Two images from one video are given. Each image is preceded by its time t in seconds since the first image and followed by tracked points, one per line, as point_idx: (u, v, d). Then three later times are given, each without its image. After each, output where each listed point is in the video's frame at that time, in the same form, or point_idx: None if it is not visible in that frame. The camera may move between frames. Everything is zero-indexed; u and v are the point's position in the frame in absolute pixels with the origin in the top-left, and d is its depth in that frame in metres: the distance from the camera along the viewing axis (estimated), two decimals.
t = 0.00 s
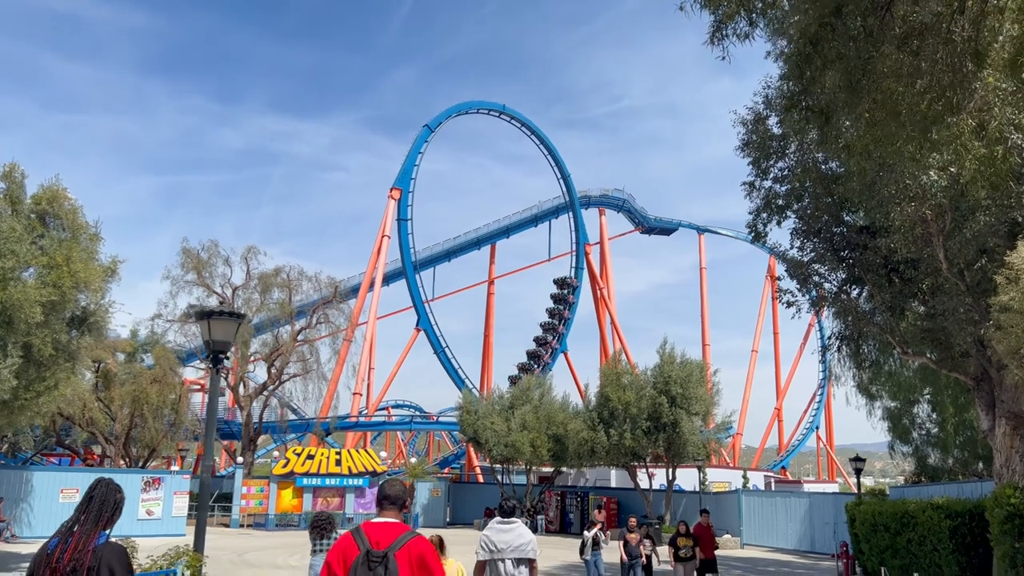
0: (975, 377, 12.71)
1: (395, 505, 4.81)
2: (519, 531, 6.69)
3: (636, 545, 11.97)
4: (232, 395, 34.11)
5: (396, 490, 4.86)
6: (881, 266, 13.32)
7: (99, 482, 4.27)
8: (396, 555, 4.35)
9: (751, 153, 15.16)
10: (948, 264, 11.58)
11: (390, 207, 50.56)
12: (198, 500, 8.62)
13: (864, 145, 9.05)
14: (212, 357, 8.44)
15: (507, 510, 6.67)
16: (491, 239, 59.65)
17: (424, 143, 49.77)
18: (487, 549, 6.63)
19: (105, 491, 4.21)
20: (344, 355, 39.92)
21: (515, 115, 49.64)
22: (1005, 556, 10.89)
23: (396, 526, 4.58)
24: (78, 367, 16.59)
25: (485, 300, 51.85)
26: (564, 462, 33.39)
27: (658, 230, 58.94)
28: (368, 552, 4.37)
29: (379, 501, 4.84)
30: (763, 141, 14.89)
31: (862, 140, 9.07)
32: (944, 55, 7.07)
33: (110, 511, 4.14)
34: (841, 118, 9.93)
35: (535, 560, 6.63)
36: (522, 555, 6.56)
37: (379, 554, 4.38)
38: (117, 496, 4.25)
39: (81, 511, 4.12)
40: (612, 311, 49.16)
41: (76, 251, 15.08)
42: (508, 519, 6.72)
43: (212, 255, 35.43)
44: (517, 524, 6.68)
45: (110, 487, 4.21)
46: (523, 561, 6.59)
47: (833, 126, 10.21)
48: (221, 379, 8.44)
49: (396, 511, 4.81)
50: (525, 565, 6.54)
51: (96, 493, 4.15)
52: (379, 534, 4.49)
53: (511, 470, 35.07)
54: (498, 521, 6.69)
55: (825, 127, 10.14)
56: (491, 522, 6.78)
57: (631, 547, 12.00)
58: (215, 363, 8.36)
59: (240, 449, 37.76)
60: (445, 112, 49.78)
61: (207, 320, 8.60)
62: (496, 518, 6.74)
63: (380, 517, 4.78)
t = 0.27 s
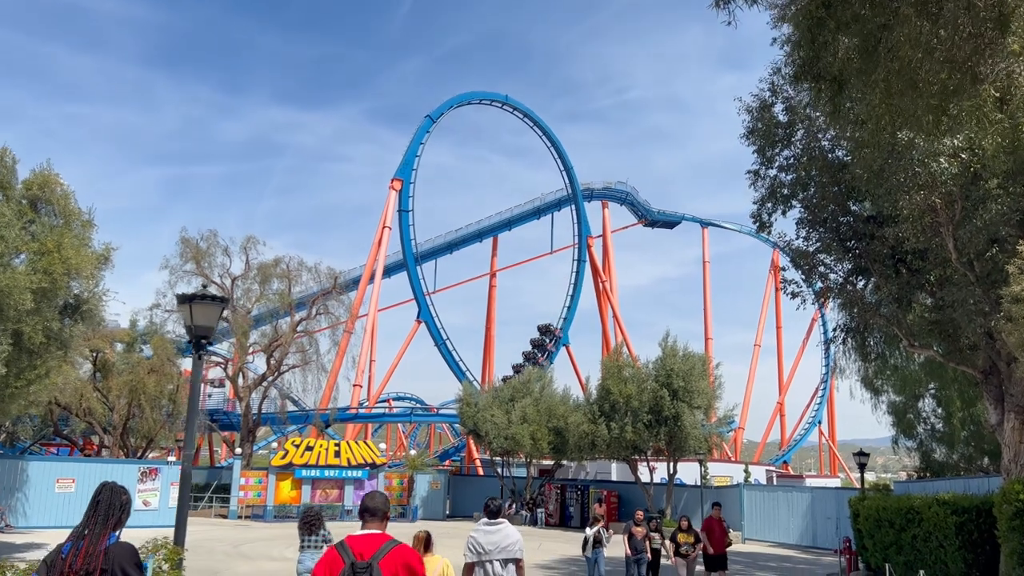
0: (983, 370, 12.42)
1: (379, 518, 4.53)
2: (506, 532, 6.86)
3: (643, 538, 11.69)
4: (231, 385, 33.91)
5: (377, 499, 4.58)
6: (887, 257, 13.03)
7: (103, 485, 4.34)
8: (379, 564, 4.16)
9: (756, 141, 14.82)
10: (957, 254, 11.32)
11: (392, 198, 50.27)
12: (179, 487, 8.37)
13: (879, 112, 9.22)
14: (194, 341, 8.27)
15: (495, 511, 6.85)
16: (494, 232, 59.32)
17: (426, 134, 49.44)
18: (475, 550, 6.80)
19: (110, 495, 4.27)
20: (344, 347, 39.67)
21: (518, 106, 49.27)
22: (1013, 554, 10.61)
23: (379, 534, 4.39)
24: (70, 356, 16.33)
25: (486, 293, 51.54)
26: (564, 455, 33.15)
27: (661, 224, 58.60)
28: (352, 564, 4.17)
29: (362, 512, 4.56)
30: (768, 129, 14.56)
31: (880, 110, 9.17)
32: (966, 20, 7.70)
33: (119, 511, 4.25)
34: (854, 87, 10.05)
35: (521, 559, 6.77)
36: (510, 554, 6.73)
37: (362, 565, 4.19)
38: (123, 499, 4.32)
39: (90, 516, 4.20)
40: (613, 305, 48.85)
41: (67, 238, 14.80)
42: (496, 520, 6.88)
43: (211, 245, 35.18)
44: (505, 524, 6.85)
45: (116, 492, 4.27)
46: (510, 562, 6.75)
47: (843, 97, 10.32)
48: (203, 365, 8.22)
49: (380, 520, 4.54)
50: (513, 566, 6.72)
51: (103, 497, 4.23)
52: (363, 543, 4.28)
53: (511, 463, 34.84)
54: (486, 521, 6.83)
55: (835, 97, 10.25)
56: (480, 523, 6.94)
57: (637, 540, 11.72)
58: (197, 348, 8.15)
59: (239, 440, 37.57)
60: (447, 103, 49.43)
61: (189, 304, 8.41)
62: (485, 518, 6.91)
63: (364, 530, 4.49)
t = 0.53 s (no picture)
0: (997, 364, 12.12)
1: (370, 486, 4.42)
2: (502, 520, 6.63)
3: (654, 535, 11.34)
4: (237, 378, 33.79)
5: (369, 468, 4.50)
6: (899, 247, 12.72)
7: (115, 467, 4.48)
8: (371, 530, 4.18)
9: (765, 129, 14.50)
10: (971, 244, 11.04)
11: (398, 191, 50.06)
12: (164, 476, 8.14)
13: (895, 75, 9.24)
14: (179, 328, 8.05)
15: (491, 499, 6.61)
16: (501, 225, 59.07)
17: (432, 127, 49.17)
18: (469, 535, 6.59)
19: (121, 476, 4.41)
20: (350, 340, 39.51)
21: (525, 99, 48.93)
22: None
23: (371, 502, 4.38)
24: (70, 347, 16.17)
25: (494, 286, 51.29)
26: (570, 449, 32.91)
27: (670, 217, 58.22)
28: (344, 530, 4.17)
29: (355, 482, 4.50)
30: (778, 117, 14.24)
31: (896, 72, 9.13)
32: None
33: (130, 490, 4.35)
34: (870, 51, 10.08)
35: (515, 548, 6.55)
36: (503, 543, 6.49)
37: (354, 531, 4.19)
38: (134, 479, 4.43)
39: (103, 495, 4.33)
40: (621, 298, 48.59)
41: (65, 227, 14.62)
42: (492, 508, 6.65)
43: (217, 238, 35.04)
44: (501, 512, 6.61)
45: (126, 472, 4.40)
46: (505, 549, 6.52)
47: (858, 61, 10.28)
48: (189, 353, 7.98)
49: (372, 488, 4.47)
50: (507, 555, 6.48)
51: (114, 478, 4.36)
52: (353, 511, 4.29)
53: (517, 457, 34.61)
54: (481, 508, 6.61)
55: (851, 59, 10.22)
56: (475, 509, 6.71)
57: (647, 536, 11.38)
58: (182, 334, 7.94)
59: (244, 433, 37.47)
60: (454, 95, 49.15)
61: (174, 287, 8.22)
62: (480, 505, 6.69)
63: (356, 498, 4.41)
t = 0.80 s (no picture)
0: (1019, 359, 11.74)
1: (383, 499, 4.32)
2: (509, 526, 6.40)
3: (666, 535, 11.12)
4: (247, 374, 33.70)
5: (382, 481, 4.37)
6: (919, 239, 12.37)
7: (143, 480, 4.84)
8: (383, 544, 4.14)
9: (779, 120, 14.18)
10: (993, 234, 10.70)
11: (409, 188, 49.90)
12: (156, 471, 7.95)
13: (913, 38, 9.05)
14: (169, 317, 7.92)
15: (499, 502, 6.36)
16: (513, 222, 58.86)
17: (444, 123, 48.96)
18: (475, 539, 6.34)
19: (149, 487, 4.76)
20: (360, 337, 39.38)
21: (537, 94, 48.63)
22: None
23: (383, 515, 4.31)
24: (75, 343, 16.04)
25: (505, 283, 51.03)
26: (582, 447, 32.62)
27: (683, 214, 57.84)
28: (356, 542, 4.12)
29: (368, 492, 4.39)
30: (793, 107, 13.91)
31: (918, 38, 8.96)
32: None
33: (157, 500, 4.72)
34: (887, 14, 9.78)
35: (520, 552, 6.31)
36: (508, 547, 6.24)
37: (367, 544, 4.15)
38: (161, 490, 4.79)
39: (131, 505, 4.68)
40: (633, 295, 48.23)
41: (69, 220, 14.47)
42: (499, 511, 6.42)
43: (227, 233, 34.96)
44: (507, 516, 6.37)
45: (153, 483, 4.75)
46: (509, 554, 6.27)
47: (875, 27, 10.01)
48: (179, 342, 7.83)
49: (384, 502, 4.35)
50: (510, 560, 6.23)
51: (141, 489, 4.72)
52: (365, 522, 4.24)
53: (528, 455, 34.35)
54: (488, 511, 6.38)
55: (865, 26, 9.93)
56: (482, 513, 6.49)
57: (660, 537, 11.16)
58: (172, 323, 7.80)
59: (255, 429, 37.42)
60: (466, 91, 48.93)
61: (164, 277, 8.01)
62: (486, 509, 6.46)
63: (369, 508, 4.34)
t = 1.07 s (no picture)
0: None
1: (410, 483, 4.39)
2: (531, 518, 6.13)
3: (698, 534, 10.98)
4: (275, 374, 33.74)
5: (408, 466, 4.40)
6: (958, 231, 11.94)
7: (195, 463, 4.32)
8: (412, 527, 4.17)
9: (811, 110, 13.79)
10: None
11: (436, 188, 49.84)
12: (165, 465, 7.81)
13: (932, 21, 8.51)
14: (178, 309, 7.81)
15: (522, 494, 6.08)
16: (540, 222, 58.61)
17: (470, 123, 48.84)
18: (497, 532, 6.08)
19: (199, 472, 4.25)
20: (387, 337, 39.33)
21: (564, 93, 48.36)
22: None
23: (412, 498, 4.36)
24: (101, 343, 16.05)
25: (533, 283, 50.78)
26: (611, 447, 32.26)
27: (712, 213, 57.23)
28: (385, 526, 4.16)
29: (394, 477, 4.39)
30: (826, 96, 13.51)
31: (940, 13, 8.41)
32: None
33: (206, 487, 4.20)
34: None
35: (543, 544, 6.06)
36: (531, 540, 6.00)
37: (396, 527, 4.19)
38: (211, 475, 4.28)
39: (180, 488, 4.21)
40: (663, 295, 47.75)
41: (92, 219, 14.46)
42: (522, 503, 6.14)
43: (255, 235, 35.06)
44: (529, 510, 6.11)
45: (205, 468, 4.25)
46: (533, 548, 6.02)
47: None
48: (188, 334, 7.74)
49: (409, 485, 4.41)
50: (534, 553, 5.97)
51: (193, 472, 4.22)
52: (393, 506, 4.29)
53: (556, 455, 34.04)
54: (511, 504, 6.10)
55: None
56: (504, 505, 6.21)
57: (692, 536, 11.02)
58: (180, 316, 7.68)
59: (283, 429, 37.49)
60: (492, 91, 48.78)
61: (172, 268, 7.89)
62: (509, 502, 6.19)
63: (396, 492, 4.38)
